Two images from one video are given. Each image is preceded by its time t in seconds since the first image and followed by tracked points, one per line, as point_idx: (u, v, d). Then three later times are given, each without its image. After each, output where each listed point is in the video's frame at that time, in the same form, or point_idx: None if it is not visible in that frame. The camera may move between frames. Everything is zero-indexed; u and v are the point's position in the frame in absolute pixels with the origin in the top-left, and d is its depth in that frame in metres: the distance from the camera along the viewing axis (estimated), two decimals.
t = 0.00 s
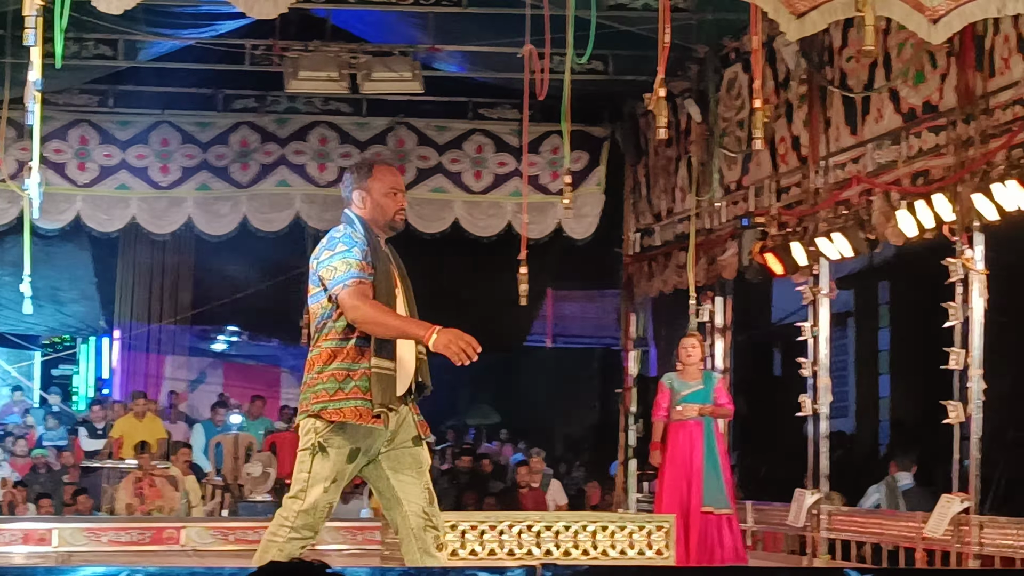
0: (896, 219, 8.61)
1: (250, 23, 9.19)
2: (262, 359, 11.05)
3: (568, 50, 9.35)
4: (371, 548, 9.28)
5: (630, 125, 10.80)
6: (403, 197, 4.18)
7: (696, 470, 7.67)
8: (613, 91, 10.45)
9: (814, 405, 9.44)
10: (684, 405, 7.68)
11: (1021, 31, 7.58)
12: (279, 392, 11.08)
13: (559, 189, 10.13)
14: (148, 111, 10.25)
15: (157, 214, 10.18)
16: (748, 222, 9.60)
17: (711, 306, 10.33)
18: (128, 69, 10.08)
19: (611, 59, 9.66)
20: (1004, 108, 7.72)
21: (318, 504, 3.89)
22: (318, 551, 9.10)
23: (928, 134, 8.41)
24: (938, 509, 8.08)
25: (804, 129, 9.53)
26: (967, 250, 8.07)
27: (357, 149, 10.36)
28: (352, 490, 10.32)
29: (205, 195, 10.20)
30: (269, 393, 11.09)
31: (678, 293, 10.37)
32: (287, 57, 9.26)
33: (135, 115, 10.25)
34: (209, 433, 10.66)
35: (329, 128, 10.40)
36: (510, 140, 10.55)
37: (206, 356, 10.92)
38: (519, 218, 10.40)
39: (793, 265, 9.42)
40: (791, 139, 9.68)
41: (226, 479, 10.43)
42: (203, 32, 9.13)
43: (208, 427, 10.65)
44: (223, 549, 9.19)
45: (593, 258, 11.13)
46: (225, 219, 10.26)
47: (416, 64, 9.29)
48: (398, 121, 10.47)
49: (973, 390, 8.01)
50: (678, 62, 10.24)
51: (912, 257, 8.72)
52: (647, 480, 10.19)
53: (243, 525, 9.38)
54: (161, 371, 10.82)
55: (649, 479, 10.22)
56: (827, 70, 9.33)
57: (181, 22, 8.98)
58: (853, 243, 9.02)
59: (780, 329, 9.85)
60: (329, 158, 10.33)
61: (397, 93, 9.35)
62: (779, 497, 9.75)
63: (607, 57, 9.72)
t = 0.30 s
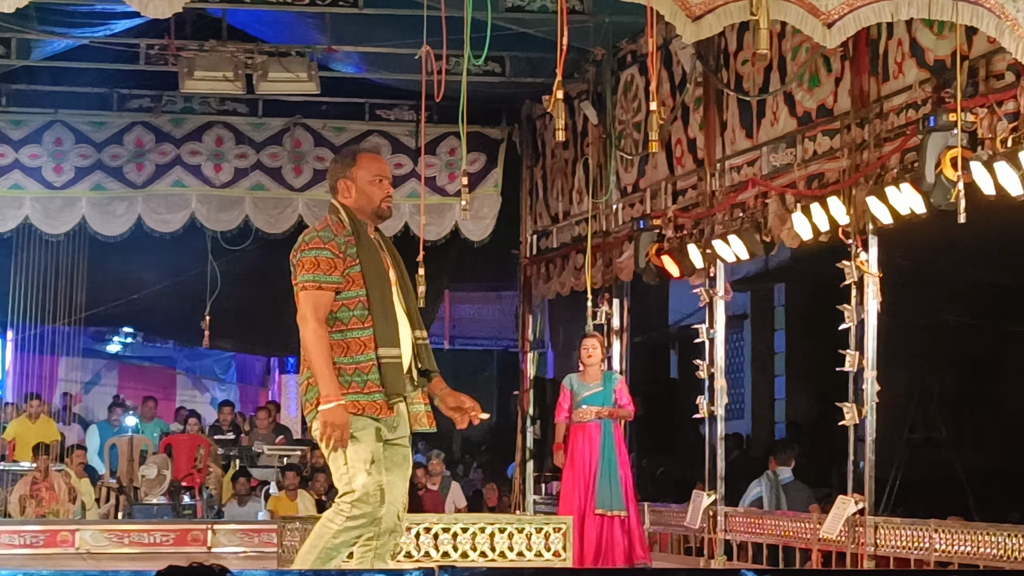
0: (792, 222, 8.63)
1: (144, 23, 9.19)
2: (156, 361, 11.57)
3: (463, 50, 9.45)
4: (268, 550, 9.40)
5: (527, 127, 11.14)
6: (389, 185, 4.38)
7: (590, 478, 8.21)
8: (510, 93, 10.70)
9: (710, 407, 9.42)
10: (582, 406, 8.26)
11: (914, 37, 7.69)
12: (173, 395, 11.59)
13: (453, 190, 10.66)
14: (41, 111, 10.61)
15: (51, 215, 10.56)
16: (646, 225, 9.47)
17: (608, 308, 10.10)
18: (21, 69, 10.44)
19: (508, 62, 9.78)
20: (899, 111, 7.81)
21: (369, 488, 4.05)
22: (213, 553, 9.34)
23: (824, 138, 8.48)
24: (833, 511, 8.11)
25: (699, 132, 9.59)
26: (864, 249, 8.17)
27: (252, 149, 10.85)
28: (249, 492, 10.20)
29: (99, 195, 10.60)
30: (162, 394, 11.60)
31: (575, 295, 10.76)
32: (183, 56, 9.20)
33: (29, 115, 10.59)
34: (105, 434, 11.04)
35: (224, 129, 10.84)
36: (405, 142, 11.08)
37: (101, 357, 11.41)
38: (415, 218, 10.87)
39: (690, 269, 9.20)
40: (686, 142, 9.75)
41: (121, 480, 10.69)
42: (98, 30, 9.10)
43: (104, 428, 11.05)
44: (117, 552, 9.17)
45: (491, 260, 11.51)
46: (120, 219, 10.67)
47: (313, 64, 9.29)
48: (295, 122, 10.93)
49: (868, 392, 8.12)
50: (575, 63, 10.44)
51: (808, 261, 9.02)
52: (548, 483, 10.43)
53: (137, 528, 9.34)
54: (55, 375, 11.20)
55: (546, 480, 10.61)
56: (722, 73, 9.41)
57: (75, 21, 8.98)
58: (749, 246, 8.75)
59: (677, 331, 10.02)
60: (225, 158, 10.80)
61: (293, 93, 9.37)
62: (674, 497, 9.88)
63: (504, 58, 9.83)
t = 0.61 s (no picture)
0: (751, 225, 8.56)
1: (101, 23, 9.18)
2: (114, 362, 11.57)
3: (421, 52, 9.51)
4: (226, 553, 9.40)
5: (486, 128, 11.37)
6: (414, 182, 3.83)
7: (552, 479, 8.11)
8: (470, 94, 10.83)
9: (668, 410, 9.54)
10: (544, 410, 8.19)
11: (872, 40, 7.72)
12: (132, 397, 11.64)
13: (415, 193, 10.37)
14: None
15: (8, 216, 10.58)
16: (604, 227, 9.49)
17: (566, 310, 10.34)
18: None
19: (467, 64, 9.88)
20: (857, 115, 7.86)
21: (429, 494, 3.63)
22: (171, 556, 9.34)
23: (783, 140, 8.50)
24: (791, 513, 8.17)
25: (658, 134, 9.64)
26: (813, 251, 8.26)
27: (211, 151, 10.99)
28: (207, 495, 10.41)
29: (56, 197, 10.65)
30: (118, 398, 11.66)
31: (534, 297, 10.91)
32: (140, 58, 9.16)
33: None
34: (62, 436, 11.14)
35: (183, 130, 10.96)
36: (364, 143, 11.23)
37: (58, 359, 11.42)
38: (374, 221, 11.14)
39: (648, 271, 9.23)
40: (645, 144, 9.80)
41: (80, 484, 10.79)
42: (55, 32, 9.08)
43: (61, 430, 11.14)
44: (75, 555, 9.20)
45: (450, 263, 11.71)
46: (78, 221, 10.72)
47: (270, 66, 9.29)
48: (254, 123, 11.09)
49: (825, 394, 8.13)
50: (534, 66, 10.57)
51: (762, 265, 9.02)
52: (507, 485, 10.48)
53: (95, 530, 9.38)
54: (11, 376, 11.23)
55: (505, 482, 10.72)
56: (682, 76, 9.45)
57: (32, 22, 8.94)
58: (707, 248, 8.74)
59: (634, 333, 10.11)
60: (183, 160, 10.92)
61: (250, 94, 9.33)
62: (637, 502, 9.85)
63: (463, 61, 9.92)
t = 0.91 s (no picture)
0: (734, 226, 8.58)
1: (85, 24, 9.19)
2: (99, 364, 12.36)
3: (405, 54, 9.54)
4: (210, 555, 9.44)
5: (471, 130, 11.42)
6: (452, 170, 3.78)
7: (537, 483, 8.06)
8: (455, 96, 10.86)
9: (652, 411, 9.62)
10: (529, 412, 8.11)
11: (856, 42, 7.72)
12: (116, 399, 12.40)
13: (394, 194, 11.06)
14: None
15: None
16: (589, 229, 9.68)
17: (550, 312, 10.45)
18: None
19: (451, 66, 9.91)
20: (840, 116, 7.85)
21: (457, 499, 3.56)
22: (155, 557, 9.39)
23: (766, 142, 8.50)
24: (776, 514, 8.20)
25: (642, 136, 9.66)
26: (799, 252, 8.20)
27: (195, 153, 11.00)
28: (190, 496, 10.39)
29: (41, 199, 10.68)
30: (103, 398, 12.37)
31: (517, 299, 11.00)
32: (124, 60, 9.17)
33: None
34: (46, 437, 11.23)
35: (167, 131, 10.97)
36: (349, 146, 11.25)
37: (45, 360, 12.07)
38: (359, 223, 11.20)
39: (633, 272, 9.34)
40: (629, 146, 9.83)
41: (64, 484, 10.71)
42: (40, 33, 9.12)
43: (45, 432, 11.25)
44: (59, 556, 9.23)
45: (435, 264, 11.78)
46: (62, 223, 10.74)
47: (254, 68, 9.21)
48: (238, 125, 11.09)
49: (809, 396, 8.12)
50: (519, 68, 10.61)
51: (749, 267, 8.97)
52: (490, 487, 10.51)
53: (79, 532, 9.45)
54: None
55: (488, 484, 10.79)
56: (665, 78, 9.45)
57: (17, 24, 8.99)
58: (691, 249, 8.91)
59: (620, 335, 10.11)
60: (167, 161, 10.94)
61: (234, 96, 9.31)
62: (622, 503, 9.89)
63: (447, 62, 9.95)
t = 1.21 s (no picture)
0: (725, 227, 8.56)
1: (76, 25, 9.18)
2: (89, 365, 11.85)
3: (396, 54, 9.54)
4: (201, 556, 9.50)
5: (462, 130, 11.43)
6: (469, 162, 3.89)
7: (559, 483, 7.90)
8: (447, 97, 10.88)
9: (644, 411, 9.68)
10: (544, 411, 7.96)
11: (847, 43, 7.72)
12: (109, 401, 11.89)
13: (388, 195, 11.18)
14: None
15: None
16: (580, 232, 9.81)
17: (542, 311, 10.57)
18: None
19: (442, 67, 9.93)
20: (832, 118, 7.85)
21: (465, 502, 3.66)
22: (146, 558, 9.47)
23: (757, 143, 8.51)
24: (766, 516, 8.26)
25: (633, 137, 9.68)
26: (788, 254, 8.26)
27: (186, 154, 11.00)
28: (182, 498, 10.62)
29: (31, 200, 10.65)
30: (96, 400, 11.87)
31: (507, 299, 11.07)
32: (115, 61, 9.17)
33: None
34: (37, 438, 11.09)
35: (158, 133, 10.97)
36: (340, 147, 11.25)
37: (34, 361, 11.62)
38: (351, 224, 11.22)
39: (623, 273, 9.36)
40: (620, 146, 9.85)
41: (55, 485, 10.80)
42: (31, 34, 9.15)
43: (37, 433, 11.10)
44: (50, 557, 9.25)
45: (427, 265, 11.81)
46: (52, 224, 10.70)
47: (246, 69, 9.25)
48: (229, 126, 11.10)
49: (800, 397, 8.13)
50: (510, 68, 10.65)
51: (737, 268, 8.98)
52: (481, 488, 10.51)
53: (70, 533, 9.46)
54: None
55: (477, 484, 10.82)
56: (657, 78, 9.46)
57: (8, 25, 9.01)
58: (682, 250, 8.85)
59: (610, 335, 10.26)
60: (158, 163, 10.94)
61: (225, 97, 9.31)
62: (612, 504, 9.99)
63: (438, 63, 9.96)
